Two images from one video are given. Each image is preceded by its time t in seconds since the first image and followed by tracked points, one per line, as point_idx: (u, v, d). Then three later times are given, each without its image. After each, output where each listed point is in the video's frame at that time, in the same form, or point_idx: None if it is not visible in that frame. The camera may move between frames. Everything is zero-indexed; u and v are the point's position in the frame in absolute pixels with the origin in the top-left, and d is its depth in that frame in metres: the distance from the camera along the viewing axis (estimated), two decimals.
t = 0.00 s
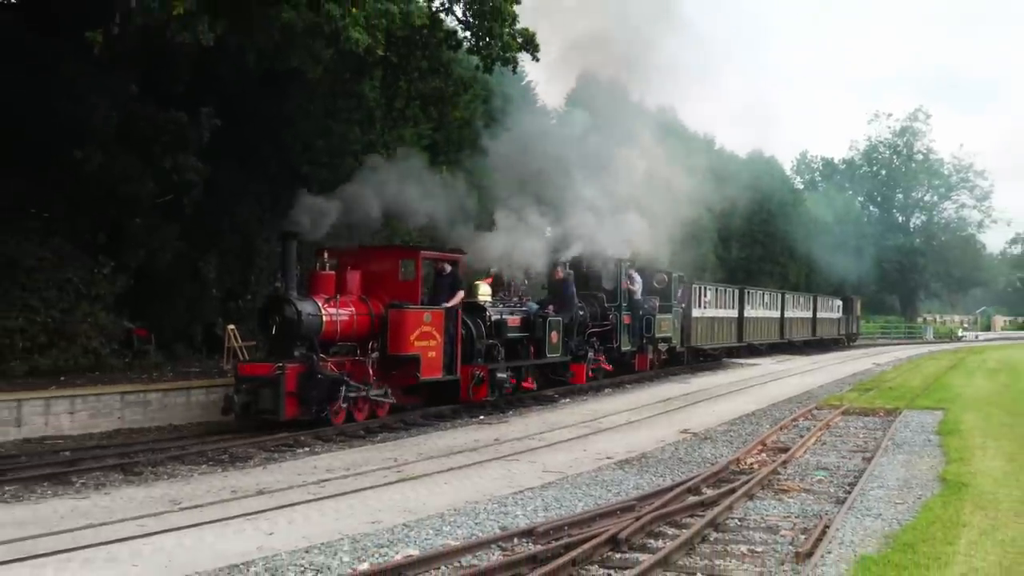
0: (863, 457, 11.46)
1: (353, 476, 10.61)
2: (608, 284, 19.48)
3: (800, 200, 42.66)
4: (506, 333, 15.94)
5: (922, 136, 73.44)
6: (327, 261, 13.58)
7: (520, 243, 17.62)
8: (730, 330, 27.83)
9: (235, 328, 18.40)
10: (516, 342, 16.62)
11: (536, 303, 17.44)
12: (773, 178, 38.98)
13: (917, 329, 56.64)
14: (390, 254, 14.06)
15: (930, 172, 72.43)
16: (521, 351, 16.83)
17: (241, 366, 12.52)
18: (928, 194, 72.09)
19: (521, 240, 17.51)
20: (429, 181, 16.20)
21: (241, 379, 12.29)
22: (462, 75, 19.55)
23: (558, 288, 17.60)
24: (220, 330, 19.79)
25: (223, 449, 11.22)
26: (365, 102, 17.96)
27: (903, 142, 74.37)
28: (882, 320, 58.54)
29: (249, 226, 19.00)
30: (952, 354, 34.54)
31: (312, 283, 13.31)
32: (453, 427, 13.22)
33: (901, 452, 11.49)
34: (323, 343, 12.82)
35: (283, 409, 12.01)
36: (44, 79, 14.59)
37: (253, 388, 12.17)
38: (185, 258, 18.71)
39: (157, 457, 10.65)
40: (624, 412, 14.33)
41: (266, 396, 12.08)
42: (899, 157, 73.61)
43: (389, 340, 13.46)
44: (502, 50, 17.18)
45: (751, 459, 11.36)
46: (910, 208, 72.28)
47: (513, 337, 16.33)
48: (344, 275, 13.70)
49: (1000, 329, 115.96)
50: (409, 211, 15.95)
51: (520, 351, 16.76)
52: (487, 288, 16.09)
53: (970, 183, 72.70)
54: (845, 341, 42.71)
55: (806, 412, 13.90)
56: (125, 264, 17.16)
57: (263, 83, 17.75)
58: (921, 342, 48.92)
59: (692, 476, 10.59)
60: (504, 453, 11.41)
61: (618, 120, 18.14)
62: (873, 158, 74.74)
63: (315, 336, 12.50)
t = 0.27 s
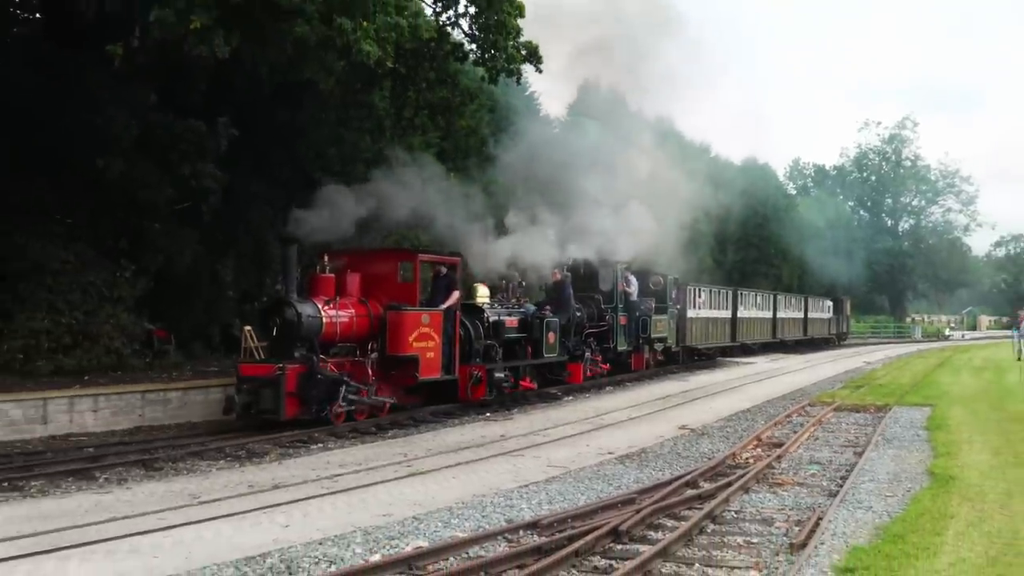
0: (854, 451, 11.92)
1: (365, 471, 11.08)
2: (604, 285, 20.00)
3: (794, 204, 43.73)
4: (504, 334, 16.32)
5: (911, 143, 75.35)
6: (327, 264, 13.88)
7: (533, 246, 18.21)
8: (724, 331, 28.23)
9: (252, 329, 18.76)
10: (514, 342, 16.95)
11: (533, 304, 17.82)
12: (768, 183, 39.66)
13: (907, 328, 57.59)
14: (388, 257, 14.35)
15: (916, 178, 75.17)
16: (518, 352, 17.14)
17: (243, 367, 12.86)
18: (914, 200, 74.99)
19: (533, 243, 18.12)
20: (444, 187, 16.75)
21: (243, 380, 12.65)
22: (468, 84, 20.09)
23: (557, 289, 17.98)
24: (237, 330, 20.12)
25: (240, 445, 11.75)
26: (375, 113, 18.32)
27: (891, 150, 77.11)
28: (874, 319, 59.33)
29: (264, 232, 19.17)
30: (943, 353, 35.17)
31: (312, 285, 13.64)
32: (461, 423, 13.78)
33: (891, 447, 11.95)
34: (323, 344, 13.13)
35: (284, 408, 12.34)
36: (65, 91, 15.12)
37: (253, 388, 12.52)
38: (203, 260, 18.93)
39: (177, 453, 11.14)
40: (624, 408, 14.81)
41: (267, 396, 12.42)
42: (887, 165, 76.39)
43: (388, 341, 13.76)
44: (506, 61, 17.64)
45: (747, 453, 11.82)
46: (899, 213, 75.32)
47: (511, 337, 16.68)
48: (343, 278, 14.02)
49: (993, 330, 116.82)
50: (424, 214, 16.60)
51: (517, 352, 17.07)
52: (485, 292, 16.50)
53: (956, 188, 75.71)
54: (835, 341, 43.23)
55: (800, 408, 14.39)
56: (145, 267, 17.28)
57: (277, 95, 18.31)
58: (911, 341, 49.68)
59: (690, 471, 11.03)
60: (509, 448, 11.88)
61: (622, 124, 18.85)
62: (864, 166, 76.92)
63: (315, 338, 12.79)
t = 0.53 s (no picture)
0: (844, 445, 12.47)
1: (377, 465, 11.66)
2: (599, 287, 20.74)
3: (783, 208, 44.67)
4: (502, 334, 16.84)
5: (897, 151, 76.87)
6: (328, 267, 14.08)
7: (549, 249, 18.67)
8: (716, 329, 28.71)
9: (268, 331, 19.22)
10: (511, 342, 17.54)
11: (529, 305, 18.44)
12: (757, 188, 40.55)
13: (892, 327, 58.78)
14: (389, 260, 14.69)
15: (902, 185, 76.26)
16: (515, 351, 17.72)
17: (244, 368, 12.99)
18: (898, 205, 75.84)
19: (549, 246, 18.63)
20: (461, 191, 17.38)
21: (245, 380, 12.84)
22: (474, 97, 20.52)
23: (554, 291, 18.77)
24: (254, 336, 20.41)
25: (258, 441, 12.39)
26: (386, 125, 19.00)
27: (878, 156, 78.76)
28: (863, 319, 60.30)
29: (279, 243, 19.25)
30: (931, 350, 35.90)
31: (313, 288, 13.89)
32: (468, 419, 14.49)
33: (879, 441, 12.51)
34: (323, 344, 13.34)
35: (286, 408, 12.51)
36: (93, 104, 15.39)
37: (255, 389, 12.71)
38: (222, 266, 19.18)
39: (198, 449, 11.75)
40: (623, 405, 15.40)
41: (269, 396, 12.59)
42: (874, 171, 77.95)
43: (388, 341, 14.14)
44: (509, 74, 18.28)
45: (741, 446, 12.38)
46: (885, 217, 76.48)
47: (508, 337, 17.26)
48: (343, 280, 14.31)
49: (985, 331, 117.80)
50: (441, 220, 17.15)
51: (514, 351, 17.66)
52: (486, 292, 16.85)
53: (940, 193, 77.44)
54: (823, 339, 43.80)
55: (791, 404, 15.01)
56: (166, 271, 17.70)
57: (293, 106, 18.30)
58: (898, 340, 50.61)
59: (686, 464, 11.58)
60: (514, 443, 12.46)
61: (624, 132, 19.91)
62: (851, 172, 79.18)
63: (315, 339, 12.96)
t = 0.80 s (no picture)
0: (840, 441, 12.78)
1: (384, 461, 12.00)
2: (597, 288, 20.94)
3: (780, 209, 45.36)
4: (499, 334, 17.03)
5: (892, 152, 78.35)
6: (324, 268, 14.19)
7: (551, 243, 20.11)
8: (713, 328, 28.89)
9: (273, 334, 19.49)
10: (509, 341, 17.66)
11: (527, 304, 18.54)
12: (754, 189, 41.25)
13: (887, 327, 59.52)
14: (384, 261, 14.85)
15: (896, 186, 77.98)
16: (512, 350, 17.88)
17: (240, 368, 13.11)
18: (895, 207, 77.82)
19: (552, 241, 20.06)
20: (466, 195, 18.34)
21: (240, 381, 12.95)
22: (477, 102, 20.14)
23: (550, 291, 19.16)
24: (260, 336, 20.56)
25: (268, 438, 12.75)
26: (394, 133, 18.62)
27: (872, 159, 79.93)
28: (859, 318, 60.96)
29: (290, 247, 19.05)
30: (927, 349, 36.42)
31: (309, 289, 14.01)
32: (473, 417, 14.86)
33: (874, 437, 12.83)
34: (319, 344, 13.45)
35: (281, 408, 12.63)
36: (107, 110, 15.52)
37: (250, 389, 12.83)
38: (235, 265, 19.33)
39: (210, 446, 12.10)
40: (625, 402, 15.77)
41: (264, 396, 12.71)
42: (869, 173, 79.04)
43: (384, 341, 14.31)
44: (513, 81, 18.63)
45: (740, 443, 12.69)
46: (880, 219, 77.92)
47: (506, 336, 17.38)
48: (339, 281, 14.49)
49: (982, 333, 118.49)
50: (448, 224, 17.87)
51: (511, 350, 17.80)
52: (481, 292, 17.03)
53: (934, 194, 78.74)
54: (819, 338, 44.20)
55: (789, 401, 15.41)
56: (178, 273, 17.98)
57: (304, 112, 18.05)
58: (894, 339, 51.20)
59: (686, 460, 11.88)
60: (519, 439, 12.83)
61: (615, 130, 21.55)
62: (845, 175, 79.72)
63: (312, 339, 13.07)
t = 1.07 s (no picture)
0: (845, 440, 12.81)
1: (389, 460, 12.05)
2: (596, 287, 20.95)
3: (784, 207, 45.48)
4: (495, 333, 16.94)
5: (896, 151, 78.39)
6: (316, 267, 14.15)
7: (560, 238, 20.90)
8: (716, 327, 28.81)
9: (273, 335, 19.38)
10: (506, 341, 17.65)
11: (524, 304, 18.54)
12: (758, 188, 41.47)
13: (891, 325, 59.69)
14: (378, 259, 14.74)
15: (900, 185, 78.26)
16: (510, 350, 17.86)
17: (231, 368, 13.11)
18: (898, 206, 78.07)
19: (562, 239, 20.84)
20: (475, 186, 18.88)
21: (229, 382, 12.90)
22: (482, 102, 20.03)
23: (546, 290, 18.94)
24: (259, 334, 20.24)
25: (273, 437, 12.82)
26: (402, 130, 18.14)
27: (877, 158, 80.15)
28: (863, 317, 61.03)
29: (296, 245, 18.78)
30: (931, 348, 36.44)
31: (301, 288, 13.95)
32: (477, 416, 14.94)
33: (878, 436, 12.87)
34: (311, 344, 13.40)
35: (271, 409, 12.59)
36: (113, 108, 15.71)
37: (239, 389, 12.78)
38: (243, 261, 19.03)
39: (215, 445, 12.16)
40: (629, 401, 15.83)
41: (254, 397, 12.72)
42: (873, 173, 79.28)
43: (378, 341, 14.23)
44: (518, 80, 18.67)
45: (745, 442, 12.73)
46: (884, 218, 78.14)
47: (502, 336, 17.36)
48: (332, 280, 14.40)
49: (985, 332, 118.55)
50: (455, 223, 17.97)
51: (509, 350, 17.80)
52: (478, 292, 16.92)
53: (937, 193, 78.98)
54: (823, 337, 44.18)
55: (794, 400, 15.48)
56: (184, 272, 17.96)
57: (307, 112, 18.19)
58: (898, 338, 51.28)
59: (690, 459, 11.90)
60: (523, 438, 12.89)
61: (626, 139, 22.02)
62: (850, 174, 80.11)
63: (302, 338, 13.03)
